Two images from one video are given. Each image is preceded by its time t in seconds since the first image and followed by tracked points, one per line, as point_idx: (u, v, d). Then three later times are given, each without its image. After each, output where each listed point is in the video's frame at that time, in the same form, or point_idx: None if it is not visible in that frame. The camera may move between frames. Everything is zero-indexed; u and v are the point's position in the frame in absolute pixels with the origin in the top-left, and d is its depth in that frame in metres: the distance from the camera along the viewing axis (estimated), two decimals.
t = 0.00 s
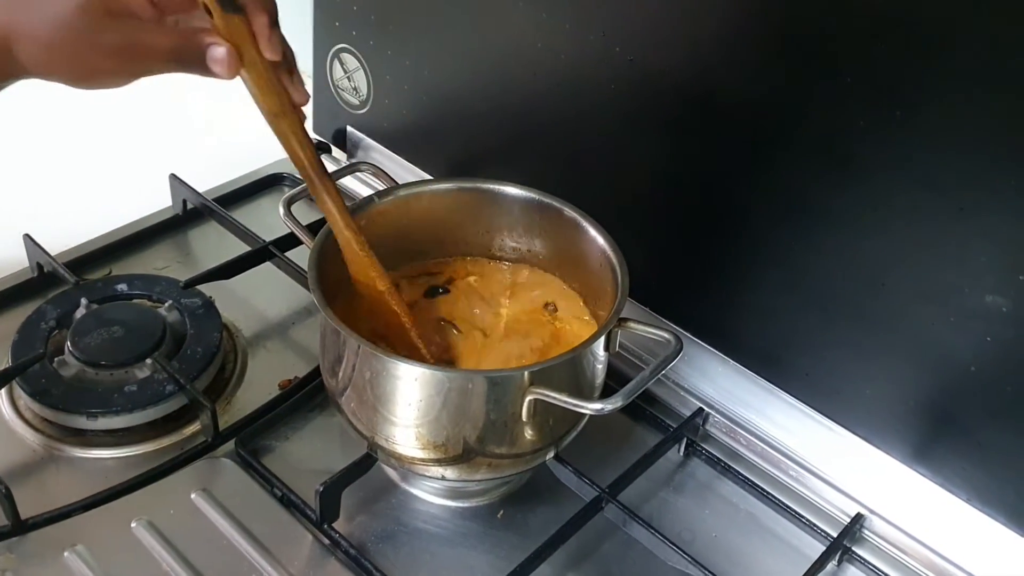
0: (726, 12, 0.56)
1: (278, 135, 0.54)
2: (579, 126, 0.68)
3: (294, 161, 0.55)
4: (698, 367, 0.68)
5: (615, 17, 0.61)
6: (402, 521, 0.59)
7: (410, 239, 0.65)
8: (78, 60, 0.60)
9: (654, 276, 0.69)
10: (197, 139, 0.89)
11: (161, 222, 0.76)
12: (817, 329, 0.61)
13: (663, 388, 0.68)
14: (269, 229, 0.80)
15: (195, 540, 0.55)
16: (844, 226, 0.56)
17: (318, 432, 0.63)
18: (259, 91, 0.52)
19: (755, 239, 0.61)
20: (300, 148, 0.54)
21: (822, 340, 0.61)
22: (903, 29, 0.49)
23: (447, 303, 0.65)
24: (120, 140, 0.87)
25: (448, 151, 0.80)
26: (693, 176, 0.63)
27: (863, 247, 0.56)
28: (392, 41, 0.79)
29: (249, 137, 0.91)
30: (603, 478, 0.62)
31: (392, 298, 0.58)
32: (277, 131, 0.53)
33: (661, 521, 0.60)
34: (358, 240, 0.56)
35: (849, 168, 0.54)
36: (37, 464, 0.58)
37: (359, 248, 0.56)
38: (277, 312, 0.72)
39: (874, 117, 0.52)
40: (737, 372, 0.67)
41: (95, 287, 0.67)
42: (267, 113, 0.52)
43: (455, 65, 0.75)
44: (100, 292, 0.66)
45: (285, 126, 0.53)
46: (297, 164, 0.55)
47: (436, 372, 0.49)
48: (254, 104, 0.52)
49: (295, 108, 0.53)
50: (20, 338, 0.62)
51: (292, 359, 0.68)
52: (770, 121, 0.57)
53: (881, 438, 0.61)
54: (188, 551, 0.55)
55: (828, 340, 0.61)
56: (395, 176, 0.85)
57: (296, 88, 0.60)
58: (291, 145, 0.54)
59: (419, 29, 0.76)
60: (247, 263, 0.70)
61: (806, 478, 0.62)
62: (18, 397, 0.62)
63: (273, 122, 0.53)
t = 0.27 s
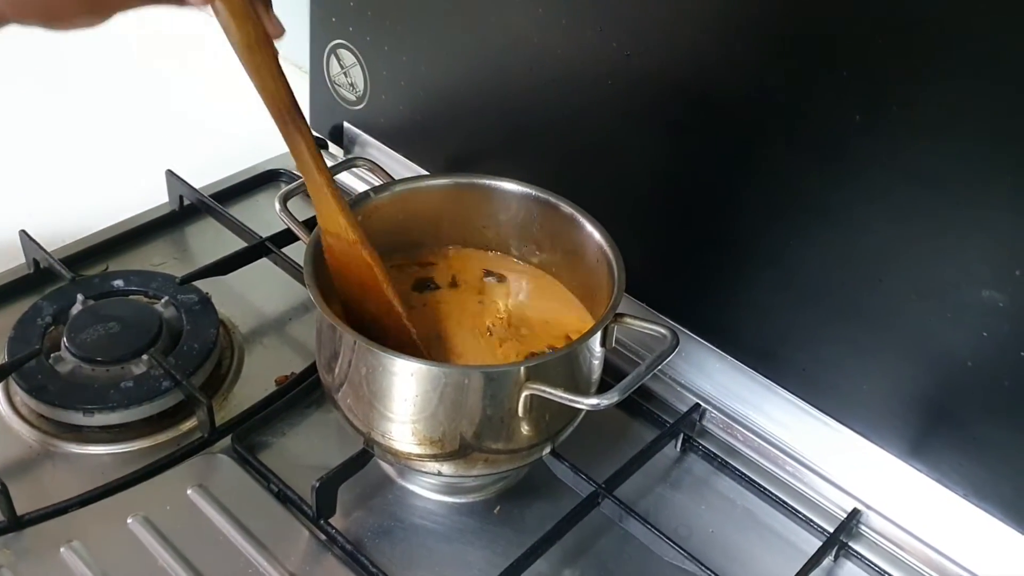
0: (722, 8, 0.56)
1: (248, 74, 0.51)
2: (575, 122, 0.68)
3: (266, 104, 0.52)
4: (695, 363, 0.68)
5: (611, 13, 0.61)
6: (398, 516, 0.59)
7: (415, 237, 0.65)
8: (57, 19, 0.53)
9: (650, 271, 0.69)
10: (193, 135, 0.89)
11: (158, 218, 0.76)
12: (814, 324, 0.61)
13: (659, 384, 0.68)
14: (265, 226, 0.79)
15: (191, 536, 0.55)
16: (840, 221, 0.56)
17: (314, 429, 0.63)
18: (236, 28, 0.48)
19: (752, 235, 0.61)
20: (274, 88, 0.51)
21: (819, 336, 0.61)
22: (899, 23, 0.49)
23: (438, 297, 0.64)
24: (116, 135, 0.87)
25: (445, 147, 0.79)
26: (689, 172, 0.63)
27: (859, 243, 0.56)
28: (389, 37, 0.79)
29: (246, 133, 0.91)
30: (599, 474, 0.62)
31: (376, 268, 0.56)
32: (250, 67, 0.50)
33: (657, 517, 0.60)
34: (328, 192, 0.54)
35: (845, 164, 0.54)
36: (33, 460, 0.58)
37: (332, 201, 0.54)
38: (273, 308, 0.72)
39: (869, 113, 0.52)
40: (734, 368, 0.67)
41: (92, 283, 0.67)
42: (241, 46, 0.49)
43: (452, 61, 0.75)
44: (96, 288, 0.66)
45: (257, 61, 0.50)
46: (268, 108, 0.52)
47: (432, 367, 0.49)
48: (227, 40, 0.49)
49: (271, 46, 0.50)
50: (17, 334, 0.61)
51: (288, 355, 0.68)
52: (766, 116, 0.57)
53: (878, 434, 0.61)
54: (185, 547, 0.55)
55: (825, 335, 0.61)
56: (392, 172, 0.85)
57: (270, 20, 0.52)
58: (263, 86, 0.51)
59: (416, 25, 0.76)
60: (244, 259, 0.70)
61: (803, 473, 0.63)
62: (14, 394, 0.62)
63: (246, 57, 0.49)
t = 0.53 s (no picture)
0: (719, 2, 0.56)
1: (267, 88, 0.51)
2: (573, 117, 0.68)
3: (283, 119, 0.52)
4: (693, 358, 0.68)
5: (609, 7, 0.61)
6: (396, 511, 0.59)
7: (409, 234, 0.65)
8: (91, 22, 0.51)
9: (649, 266, 0.69)
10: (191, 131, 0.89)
11: (155, 213, 0.76)
12: (812, 319, 0.61)
13: (657, 380, 0.69)
14: (263, 221, 0.79)
15: (189, 531, 0.56)
16: (837, 215, 0.56)
17: (312, 424, 0.63)
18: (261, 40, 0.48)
19: (749, 229, 0.61)
20: (294, 104, 0.51)
21: (816, 331, 0.61)
22: (896, 17, 0.49)
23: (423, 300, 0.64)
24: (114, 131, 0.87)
25: (443, 142, 0.79)
26: (687, 167, 0.63)
27: (856, 237, 0.56)
28: (386, 32, 0.79)
29: (243, 128, 0.91)
30: (597, 469, 0.62)
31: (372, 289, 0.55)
32: (270, 78, 0.50)
33: (655, 511, 0.60)
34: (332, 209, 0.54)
35: (842, 159, 0.54)
36: (31, 455, 0.58)
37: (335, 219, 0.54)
38: (271, 303, 0.72)
39: (867, 107, 0.52)
40: (732, 364, 0.67)
41: (89, 279, 0.67)
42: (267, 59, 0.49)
43: (450, 56, 0.75)
44: (94, 283, 0.66)
45: (277, 74, 0.50)
46: (285, 121, 0.52)
47: (429, 362, 0.49)
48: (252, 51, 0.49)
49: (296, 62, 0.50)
50: (14, 329, 0.61)
51: (286, 350, 0.68)
52: (763, 111, 0.57)
53: (875, 429, 0.61)
54: (182, 542, 0.55)
55: (822, 331, 0.61)
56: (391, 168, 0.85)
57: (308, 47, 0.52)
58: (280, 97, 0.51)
59: (413, 20, 0.76)
60: (241, 254, 0.70)
61: (800, 468, 0.63)
62: (11, 389, 0.62)
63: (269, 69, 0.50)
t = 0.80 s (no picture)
0: None
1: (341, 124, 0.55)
2: (572, 115, 0.68)
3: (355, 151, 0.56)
4: (690, 356, 0.68)
5: (608, 5, 0.61)
6: (393, 508, 0.59)
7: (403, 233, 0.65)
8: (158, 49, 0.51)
9: (647, 264, 0.69)
10: (190, 129, 0.89)
11: (154, 211, 0.76)
12: (809, 317, 0.61)
13: (655, 377, 0.68)
14: (261, 218, 0.79)
15: (187, 528, 0.56)
16: (834, 213, 0.56)
17: (310, 421, 0.64)
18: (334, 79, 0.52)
19: (747, 227, 0.61)
20: (362, 135, 0.55)
21: (814, 330, 0.61)
22: (893, 15, 0.49)
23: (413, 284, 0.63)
24: (113, 129, 0.87)
25: (442, 139, 0.79)
26: (685, 164, 0.63)
27: (854, 235, 0.56)
28: (385, 29, 0.79)
29: (242, 126, 0.90)
30: (595, 466, 0.63)
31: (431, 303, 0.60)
32: (341, 112, 0.54)
33: (652, 509, 0.60)
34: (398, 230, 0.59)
35: (840, 156, 0.54)
36: (29, 453, 0.58)
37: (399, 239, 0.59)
38: (270, 301, 0.72)
39: (864, 105, 0.52)
40: (729, 361, 0.67)
41: (87, 276, 0.66)
42: (338, 86, 0.52)
43: (449, 53, 0.74)
44: (92, 280, 0.66)
45: (349, 110, 0.54)
46: (356, 152, 0.56)
47: (427, 359, 0.49)
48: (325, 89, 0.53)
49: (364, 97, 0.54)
50: (12, 327, 0.61)
51: (285, 348, 0.68)
52: (762, 109, 0.57)
53: (871, 426, 0.62)
54: (180, 540, 0.55)
55: (819, 328, 0.61)
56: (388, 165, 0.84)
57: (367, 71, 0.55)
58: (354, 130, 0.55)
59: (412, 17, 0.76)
60: (240, 251, 0.70)
61: (797, 466, 0.62)
62: (9, 386, 0.62)
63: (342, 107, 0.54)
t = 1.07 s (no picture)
0: None
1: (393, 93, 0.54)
2: (570, 112, 0.68)
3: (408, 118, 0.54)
4: (687, 353, 0.68)
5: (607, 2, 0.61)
6: (391, 505, 0.59)
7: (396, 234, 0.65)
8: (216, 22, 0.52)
9: (645, 261, 0.69)
10: (188, 126, 0.89)
11: (152, 208, 0.76)
12: (807, 315, 0.61)
13: (652, 374, 0.68)
14: (259, 216, 0.79)
15: (185, 525, 0.56)
16: (831, 211, 0.56)
17: (307, 418, 0.64)
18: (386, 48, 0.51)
19: (744, 225, 0.61)
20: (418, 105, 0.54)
21: (811, 327, 0.61)
22: (890, 14, 0.49)
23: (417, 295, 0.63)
24: (111, 127, 0.87)
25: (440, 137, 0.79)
26: (683, 162, 0.63)
27: (850, 233, 0.56)
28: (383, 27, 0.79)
29: (240, 123, 0.90)
30: (592, 463, 0.63)
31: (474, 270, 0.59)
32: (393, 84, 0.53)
33: (649, 506, 0.60)
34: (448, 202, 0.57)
35: (837, 153, 0.54)
36: (27, 449, 0.58)
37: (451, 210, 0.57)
38: (268, 298, 0.72)
39: (861, 104, 0.52)
40: (726, 358, 0.67)
41: (85, 273, 0.67)
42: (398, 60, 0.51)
43: (448, 51, 0.74)
44: (90, 277, 0.66)
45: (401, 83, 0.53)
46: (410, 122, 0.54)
47: (425, 356, 0.49)
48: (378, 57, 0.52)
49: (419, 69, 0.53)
50: (10, 324, 0.62)
51: (283, 345, 0.68)
52: (759, 107, 0.57)
53: (867, 423, 0.62)
54: (178, 536, 0.55)
55: (816, 325, 0.61)
56: (386, 163, 0.84)
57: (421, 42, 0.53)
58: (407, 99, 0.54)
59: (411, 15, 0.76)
60: (237, 248, 0.70)
61: (794, 462, 0.63)
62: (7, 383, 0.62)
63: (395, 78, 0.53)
